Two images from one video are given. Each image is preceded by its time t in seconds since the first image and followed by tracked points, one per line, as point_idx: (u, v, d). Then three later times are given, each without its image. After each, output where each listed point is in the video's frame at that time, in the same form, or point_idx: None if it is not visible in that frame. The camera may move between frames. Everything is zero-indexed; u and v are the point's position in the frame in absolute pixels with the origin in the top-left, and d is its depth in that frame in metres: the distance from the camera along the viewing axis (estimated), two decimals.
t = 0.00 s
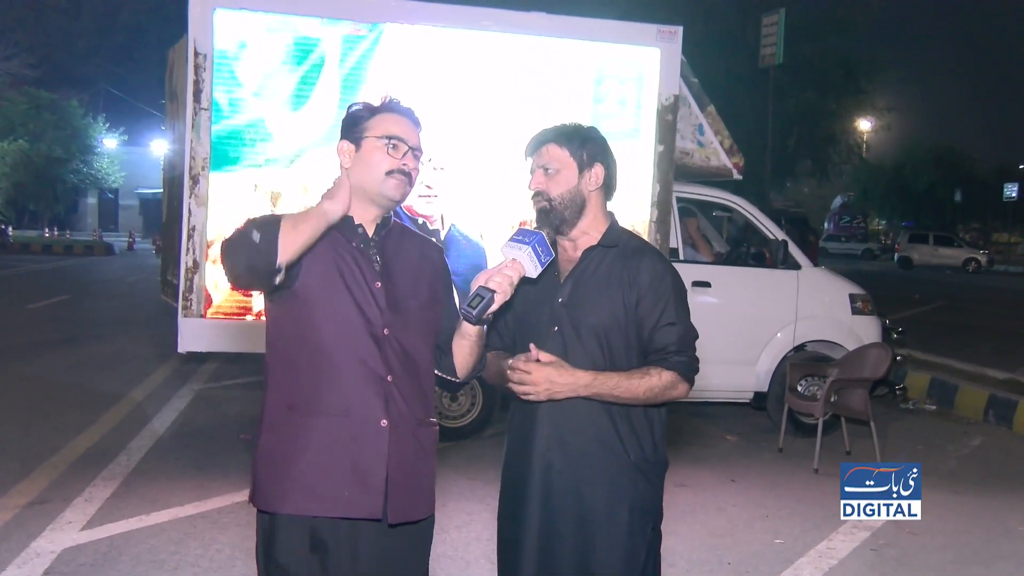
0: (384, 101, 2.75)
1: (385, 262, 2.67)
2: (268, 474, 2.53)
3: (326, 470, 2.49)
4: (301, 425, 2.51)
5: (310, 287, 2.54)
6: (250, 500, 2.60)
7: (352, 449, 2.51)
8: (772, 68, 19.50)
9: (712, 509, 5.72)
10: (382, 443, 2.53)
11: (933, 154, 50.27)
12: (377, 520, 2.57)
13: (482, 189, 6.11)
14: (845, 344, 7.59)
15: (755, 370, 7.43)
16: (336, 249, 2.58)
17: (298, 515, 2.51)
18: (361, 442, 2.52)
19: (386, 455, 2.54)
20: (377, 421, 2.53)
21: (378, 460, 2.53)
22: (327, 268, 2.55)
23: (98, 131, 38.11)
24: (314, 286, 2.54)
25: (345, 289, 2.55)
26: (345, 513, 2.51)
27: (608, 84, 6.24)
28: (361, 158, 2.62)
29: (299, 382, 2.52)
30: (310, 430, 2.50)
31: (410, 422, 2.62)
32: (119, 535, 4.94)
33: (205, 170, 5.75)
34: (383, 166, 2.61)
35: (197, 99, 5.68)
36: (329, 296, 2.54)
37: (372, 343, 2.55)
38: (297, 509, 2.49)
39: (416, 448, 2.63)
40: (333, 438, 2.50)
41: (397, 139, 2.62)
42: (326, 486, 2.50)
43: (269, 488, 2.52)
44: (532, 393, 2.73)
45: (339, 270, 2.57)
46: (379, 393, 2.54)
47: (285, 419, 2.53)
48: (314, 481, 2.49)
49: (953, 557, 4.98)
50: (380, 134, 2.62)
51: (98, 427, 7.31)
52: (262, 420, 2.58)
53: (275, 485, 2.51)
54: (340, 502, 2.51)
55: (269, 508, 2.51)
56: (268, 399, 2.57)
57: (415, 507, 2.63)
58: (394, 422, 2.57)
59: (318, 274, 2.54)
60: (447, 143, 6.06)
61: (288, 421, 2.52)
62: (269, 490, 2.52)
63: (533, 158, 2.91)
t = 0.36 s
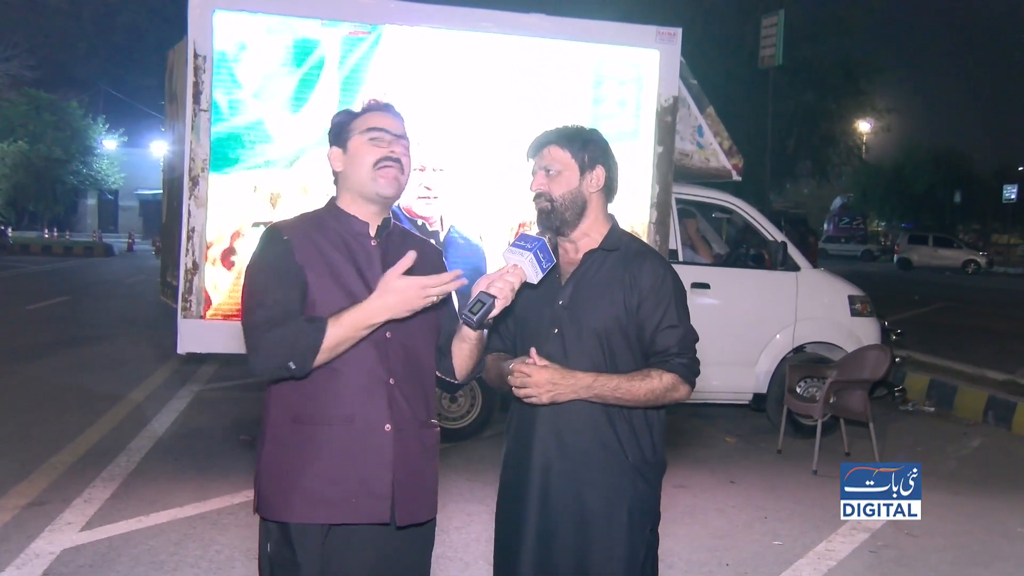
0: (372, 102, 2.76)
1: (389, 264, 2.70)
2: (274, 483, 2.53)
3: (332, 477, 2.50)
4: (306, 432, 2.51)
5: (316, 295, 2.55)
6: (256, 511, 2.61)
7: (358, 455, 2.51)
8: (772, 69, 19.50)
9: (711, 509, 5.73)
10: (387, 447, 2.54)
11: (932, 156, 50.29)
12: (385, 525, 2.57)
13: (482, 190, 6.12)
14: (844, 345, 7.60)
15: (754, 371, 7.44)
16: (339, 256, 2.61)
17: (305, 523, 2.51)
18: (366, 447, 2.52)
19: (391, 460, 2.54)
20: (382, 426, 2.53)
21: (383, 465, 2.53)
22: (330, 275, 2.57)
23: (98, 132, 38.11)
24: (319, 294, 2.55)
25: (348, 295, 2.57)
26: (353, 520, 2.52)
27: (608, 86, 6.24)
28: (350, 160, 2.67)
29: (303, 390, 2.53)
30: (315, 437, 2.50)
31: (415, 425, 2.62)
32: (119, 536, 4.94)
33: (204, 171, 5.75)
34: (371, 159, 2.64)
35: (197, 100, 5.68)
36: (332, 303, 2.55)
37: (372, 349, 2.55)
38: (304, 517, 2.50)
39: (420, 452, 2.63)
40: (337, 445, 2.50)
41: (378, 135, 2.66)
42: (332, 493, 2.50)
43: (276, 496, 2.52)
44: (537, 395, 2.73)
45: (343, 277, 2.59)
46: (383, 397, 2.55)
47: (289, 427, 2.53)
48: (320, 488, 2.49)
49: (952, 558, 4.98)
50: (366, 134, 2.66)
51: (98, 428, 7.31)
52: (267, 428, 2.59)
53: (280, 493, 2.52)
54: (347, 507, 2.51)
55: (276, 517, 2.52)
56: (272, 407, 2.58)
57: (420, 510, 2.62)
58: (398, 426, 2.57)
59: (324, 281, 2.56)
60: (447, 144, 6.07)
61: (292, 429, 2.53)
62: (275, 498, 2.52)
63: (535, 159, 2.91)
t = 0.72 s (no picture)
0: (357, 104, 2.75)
1: (392, 263, 2.70)
2: (274, 478, 2.52)
3: (333, 473, 2.49)
4: (308, 427, 2.51)
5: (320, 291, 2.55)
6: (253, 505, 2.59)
7: (359, 452, 2.51)
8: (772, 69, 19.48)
9: (710, 510, 5.73)
10: (389, 445, 2.54)
11: (932, 156, 50.32)
12: (383, 522, 2.57)
13: (481, 191, 6.12)
14: (844, 345, 7.60)
15: (754, 371, 7.44)
16: (343, 253, 2.61)
17: (305, 518, 2.51)
18: (368, 444, 2.52)
19: (392, 457, 2.55)
20: (384, 423, 2.54)
21: (385, 462, 2.54)
22: (334, 272, 2.57)
23: (97, 131, 38.10)
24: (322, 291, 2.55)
25: (353, 293, 2.58)
26: (352, 516, 2.51)
27: (608, 86, 6.25)
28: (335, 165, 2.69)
29: (305, 385, 2.53)
30: (317, 432, 2.50)
31: (416, 423, 2.63)
32: (117, 536, 4.94)
33: (204, 171, 5.75)
34: (343, 166, 2.67)
35: (197, 100, 5.69)
36: (336, 300, 2.56)
37: (376, 346, 2.56)
38: (304, 511, 2.49)
39: (422, 450, 2.64)
40: (338, 441, 2.50)
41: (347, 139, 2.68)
42: (333, 490, 2.50)
43: (276, 492, 2.51)
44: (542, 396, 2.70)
45: (347, 275, 2.59)
46: (386, 395, 2.55)
47: (291, 421, 2.53)
48: (321, 483, 2.49)
49: (951, 559, 4.98)
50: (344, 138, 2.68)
51: (98, 428, 7.32)
52: (267, 423, 2.58)
53: (280, 488, 2.51)
54: (347, 503, 2.51)
55: (275, 511, 2.50)
56: (273, 402, 2.57)
57: (420, 509, 2.63)
58: (400, 424, 2.58)
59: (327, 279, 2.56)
60: (446, 144, 6.07)
61: (293, 423, 2.52)
62: (274, 493, 2.51)
63: (537, 158, 2.92)
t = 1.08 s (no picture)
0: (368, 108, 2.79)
1: (383, 269, 2.70)
2: (269, 487, 2.52)
3: (327, 480, 2.49)
4: (301, 435, 2.51)
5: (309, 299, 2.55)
6: (250, 516, 2.59)
7: (353, 458, 2.52)
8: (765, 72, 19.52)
9: (706, 512, 5.74)
10: (382, 451, 2.54)
11: (924, 157, 50.47)
12: (379, 527, 2.58)
13: (475, 195, 6.13)
14: (838, 346, 7.62)
15: (749, 373, 7.46)
16: (333, 260, 2.61)
17: (301, 526, 2.50)
18: (360, 450, 2.52)
19: (386, 464, 2.55)
20: (376, 429, 2.54)
21: (379, 468, 2.54)
22: (323, 280, 2.57)
23: (90, 138, 38.04)
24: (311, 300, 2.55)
25: (343, 301, 2.58)
26: (348, 522, 2.52)
27: (601, 89, 6.26)
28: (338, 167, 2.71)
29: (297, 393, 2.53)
30: (311, 440, 2.50)
31: (410, 428, 2.63)
32: (112, 543, 4.93)
33: (197, 176, 5.74)
34: (372, 170, 2.65)
35: (190, 106, 5.68)
36: (325, 308, 2.56)
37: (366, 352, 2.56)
38: (300, 520, 2.49)
39: (416, 455, 2.64)
40: (331, 448, 2.51)
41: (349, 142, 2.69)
42: (328, 497, 2.50)
43: (272, 501, 2.51)
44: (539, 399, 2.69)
45: (336, 282, 2.59)
46: (378, 402, 2.55)
47: (284, 430, 2.53)
48: (316, 491, 2.49)
49: (946, 559, 4.99)
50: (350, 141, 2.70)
51: (92, 435, 7.30)
52: (260, 432, 2.58)
53: (275, 497, 2.51)
54: (342, 510, 2.51)
55: (270, 520, 2.50)
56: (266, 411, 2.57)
57: (415, 513, 2.63)
58: (393, 429, 2.58)
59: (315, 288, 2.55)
60: (440, 148, 6.07)
61: (286, 432, 2.52)
62: (270, 502, 2.51)
63: (528, 161, 2.92)
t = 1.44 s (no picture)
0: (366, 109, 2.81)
1: (379, 269, 2.70)
2: (266, 489, 2.52)
3: (323, 482, 2.50)
4: (297, 437, 2.51)
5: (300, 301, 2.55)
6: (246, 518, 2.59)
7: (348, 460, 2.52)
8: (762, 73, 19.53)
9: (702, 512, 5.74)
10: (378, 453, 2.54)
11: (921, 159, 50.53)
12: (377, 529, 2.58)
13: (472, 195, 6.13)
14: (835, 347, 7.63)
15: (745, 374, 7.47)
16: (328, 261, 2.61)
17: (298, 528, 2.51)
18: (356, 452, 2.52)
19: (382, 466, 2.55)
20: (372, 431, 2.54)
21: (374, 470, 2.54)
22: (319, 282, 2.58)
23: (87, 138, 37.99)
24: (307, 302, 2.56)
25: (338, 302, 2.58)
26: (346, 524, 2.52)
27: (598, 90, 6.26)
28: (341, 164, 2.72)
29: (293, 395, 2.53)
30: (307, 442, 2.50)
31: (405, 430, 2.64)
32: (109, 543, 4.93)
33: (194, 177, 5.74)
34: (383, 171, 2.68)
35: (188, 106, 5.68)
36: (320, 310, 2.56)
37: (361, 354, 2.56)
38: (297, 522, 2.49)
39: (412, 455, 2.64)
40: (328, 450, 2.51)
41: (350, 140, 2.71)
42: (325, 498, 2.50)
43: (268, 503, 2.51)
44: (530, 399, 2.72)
45: (331, 283, 2.59)
46: (373, 403, 2.56)
47: (279, 432, 2.53)
48: (312, 493, 2.49)
49: (942, 559, 5.00)
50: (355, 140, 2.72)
51: (89, 435, 7.29)
52: (256, 434, 2.58)
53: (272, 500, 2.51)
54: (339, 512, 2.51)
55: (268, 522, 2.50)
56: (262, 413, 2.57)
57: (412, 513, 2.63)
58: (389, 430, 2.58)
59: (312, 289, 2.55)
60: (437, 149, 6.08)
61: (282, 434, 2.52)
62: (268, 504, 2.51)
63: (523, 161, 2.92)
